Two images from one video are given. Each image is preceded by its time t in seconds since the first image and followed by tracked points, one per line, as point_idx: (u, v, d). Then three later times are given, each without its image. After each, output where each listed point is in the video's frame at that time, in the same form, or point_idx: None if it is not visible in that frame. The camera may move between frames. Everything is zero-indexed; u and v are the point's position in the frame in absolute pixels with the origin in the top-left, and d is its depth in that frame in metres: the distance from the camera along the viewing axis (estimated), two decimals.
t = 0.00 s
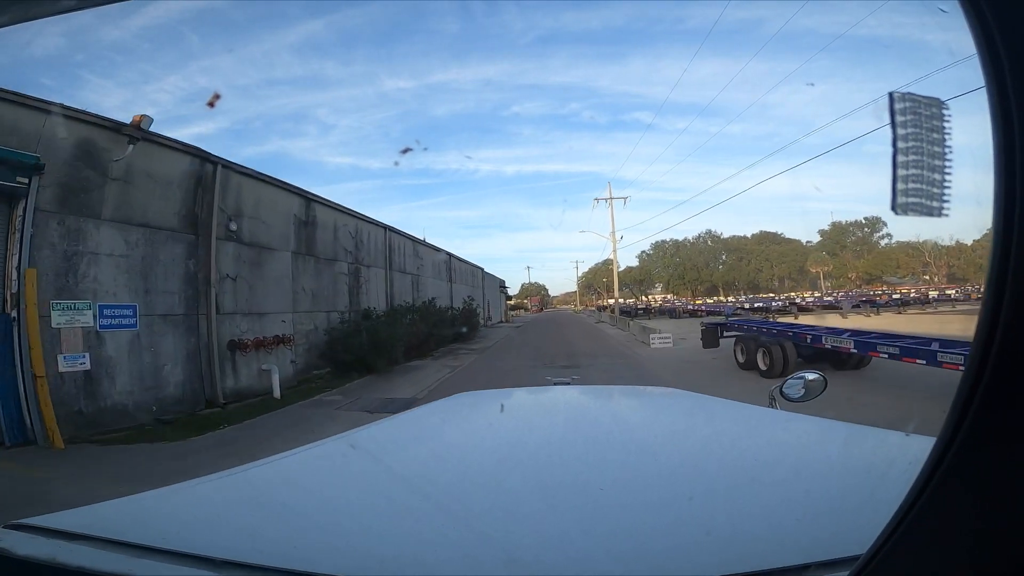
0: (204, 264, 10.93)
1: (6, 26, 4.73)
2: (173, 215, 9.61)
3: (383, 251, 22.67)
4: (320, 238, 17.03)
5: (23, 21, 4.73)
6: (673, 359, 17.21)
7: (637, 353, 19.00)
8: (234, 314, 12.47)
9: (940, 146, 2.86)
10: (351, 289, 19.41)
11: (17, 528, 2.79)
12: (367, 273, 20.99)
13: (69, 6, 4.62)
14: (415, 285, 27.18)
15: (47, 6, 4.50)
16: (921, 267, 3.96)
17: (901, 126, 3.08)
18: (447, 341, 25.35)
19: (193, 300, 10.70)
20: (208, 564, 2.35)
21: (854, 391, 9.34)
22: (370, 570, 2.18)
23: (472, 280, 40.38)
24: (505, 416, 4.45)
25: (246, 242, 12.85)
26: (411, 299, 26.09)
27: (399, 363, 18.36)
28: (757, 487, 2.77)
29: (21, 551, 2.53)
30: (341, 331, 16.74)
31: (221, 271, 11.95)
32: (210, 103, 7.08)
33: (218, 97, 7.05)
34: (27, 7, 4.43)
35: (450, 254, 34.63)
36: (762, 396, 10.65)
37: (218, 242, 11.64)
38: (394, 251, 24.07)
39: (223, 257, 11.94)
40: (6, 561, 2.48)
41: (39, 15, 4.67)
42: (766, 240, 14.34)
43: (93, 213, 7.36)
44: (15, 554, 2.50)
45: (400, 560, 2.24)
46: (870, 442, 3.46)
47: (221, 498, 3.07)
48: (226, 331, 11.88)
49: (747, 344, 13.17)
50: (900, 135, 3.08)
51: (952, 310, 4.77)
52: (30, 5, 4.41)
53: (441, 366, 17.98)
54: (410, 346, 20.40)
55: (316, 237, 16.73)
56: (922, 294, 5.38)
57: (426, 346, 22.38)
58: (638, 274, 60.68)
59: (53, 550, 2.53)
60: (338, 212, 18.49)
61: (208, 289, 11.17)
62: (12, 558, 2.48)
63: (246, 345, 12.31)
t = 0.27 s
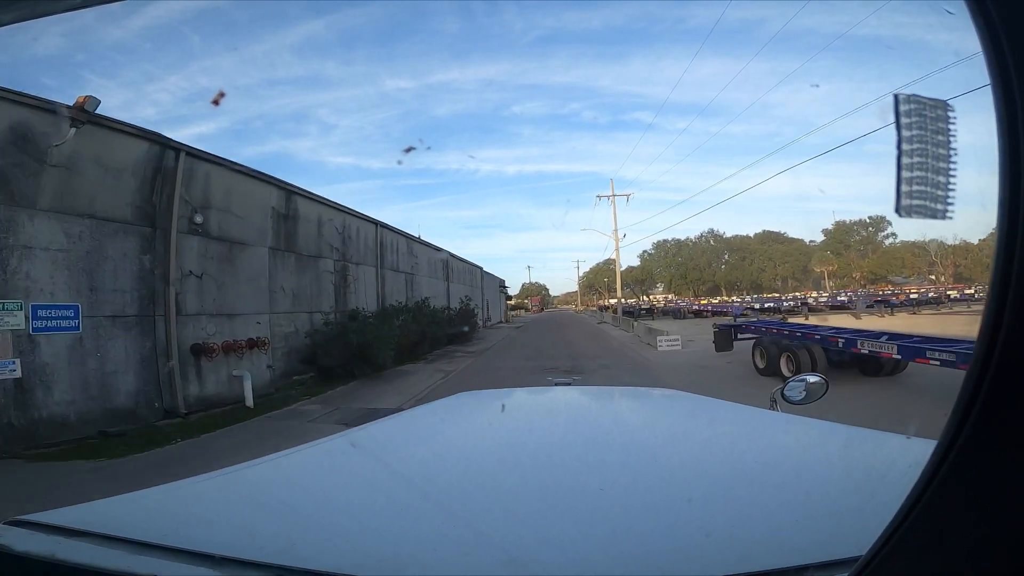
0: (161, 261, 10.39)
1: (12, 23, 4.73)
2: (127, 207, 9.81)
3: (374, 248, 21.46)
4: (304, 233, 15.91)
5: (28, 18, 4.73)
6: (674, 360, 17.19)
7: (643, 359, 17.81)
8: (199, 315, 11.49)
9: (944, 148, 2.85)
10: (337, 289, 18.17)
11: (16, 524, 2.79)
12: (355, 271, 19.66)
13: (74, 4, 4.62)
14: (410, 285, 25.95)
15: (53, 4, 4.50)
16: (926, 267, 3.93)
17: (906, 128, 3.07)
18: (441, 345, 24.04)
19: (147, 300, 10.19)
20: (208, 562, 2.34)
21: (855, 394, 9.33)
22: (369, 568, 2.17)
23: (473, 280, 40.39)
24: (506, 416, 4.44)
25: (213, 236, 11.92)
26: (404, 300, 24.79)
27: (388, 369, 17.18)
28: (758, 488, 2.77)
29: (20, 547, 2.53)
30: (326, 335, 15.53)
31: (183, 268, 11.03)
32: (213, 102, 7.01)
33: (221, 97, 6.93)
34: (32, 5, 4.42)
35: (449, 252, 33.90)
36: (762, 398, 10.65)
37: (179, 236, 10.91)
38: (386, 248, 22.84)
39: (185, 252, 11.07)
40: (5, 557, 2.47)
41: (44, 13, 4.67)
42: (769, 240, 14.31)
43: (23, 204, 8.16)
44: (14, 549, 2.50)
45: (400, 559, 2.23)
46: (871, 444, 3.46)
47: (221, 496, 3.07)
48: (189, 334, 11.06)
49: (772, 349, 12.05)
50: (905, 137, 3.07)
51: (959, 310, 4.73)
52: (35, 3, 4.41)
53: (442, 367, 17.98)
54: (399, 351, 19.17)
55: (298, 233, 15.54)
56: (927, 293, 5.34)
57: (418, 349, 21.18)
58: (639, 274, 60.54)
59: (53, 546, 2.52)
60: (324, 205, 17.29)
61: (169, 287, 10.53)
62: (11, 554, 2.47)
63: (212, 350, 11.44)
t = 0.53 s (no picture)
0: (116, 255, 7.91)
1: (13, 23, 4.72)
2: (71, 192, 7.17)
3: (362, 245, 20.28)
4: (285, 228, 14.72)
5: (31, 18, 4.73)
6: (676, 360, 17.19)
7: (650, 362, 16.63)
8: (162, 314, 9.79)
9: (946, 148, 2.84)
10: (323, 288, 16.92)
11: (17, 524, 2.78)
12: (342, 268, 18.43)
13: (77, 4, 4.61)
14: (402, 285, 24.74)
15: (55, 4, 4.50)
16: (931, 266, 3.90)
17: (908, 127, 3.06)
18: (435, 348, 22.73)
19: (98, 300, 7.67)
20: (209, 561, 2.34)
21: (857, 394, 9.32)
22: (370, 568, 2.17)
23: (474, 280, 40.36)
24: (507, 416, 4.44)
25: (176, 229, 9.92)
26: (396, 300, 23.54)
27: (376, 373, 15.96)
28: (759, 488, 2.76)
29: (21, 547, 2.52)
30: (310, 338, 14.34)
31: (138, 264, 9.01)
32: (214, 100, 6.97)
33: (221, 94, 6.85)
34: (34, 5, 4.42)
35: (444, 250, 32.94)
36: (764, 398, 10.64)
37: (133, 229, 8.81)
38: (375, 245, 21.65)
39: (141, 245, 9.00)
40: (5, 557, 2.47)
41: (46, 13, 4.66)
42: (771, 240, 14.29)
43: None
44: (15, 550, 2.49)
45: (400, 559, 2.23)
46: (873, 444, 3.45)
47: (222, 496, 3.07)
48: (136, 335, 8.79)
49: (796, 354, 11.20)
50: (907, 136, 3.06)
51: (967, 310, 4.69)
52: (38, 3, 4.40)
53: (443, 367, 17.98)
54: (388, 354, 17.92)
55: (278, 226, 14.36)
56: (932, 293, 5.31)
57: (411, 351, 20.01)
58: (640, 274, 60.49)
59: (54, 546, 2.52)
60: (307, 197, 16.12)
61: (122, 283, 8.12)
62: (12, 554, 2.47)
63: (205, 351, 10.47)
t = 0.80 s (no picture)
0: (52, 250, 7.47)
1: (16, 24, 4.73)
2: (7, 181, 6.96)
3: (350, 242, 19.42)
4: (262, 224, 13.95)
5: (33, 20, 4.74)
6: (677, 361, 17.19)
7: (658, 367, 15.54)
8: (116, 317, 9.03)
9: (947, 148, 2.84)
10: (304, 288, 16.09)
11: (19, 525, 2.79)
12: (327, 267, 17.55)
13: (80, 5, 4.63)
14: (393, 285, 23.85)
15: (58, 5, 4.51)
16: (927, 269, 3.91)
17: (908, 128, 3.06)
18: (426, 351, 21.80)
19: (33, 301, 7.30)
20: (210, 561, 2.35)
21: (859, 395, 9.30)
22: (370, 569, 2.18)
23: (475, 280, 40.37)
24: (508, 417, 4.44)
25: (132, 222, 9.13)
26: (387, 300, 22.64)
27: (361, 378, 15.21)
28: (760, 489, 2.76)
29: (23, 548, 2.53)
30: (293, 341, 13.70)
31: (86, 259, 8.23)
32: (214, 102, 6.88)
33: (224, 94, 6.76)
34: (37, 6, 4.43)
35: (441, 248, 32.11)
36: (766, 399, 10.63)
37: (79, 220, 8.03)
38: (364, 242, 20.75)
39: (88, 238, 8.21)
40: (7, 558, 2.47)
41: (49, 14, 4.67)
42: (774, 239, 14.26)
43: None
44: (16, 551, 2.50)
45: (400, 559, 2.23)
46: (875, 445, 3.45)
47: (224, 497, 3.07)
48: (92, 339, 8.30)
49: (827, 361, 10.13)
50: (907, 137, 3.05)
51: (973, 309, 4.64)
52: (41, 4, 4.41)
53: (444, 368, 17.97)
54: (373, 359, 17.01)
55: (254, 220, 13.51)
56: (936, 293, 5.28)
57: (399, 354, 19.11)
58: (642, 274, 60.44)
59: (55, 547, 2.52)
60: (288, 191, 15.29)
61: (64, 281, 7.62)
62: (13, 555, 2.47)
63: (163, 356, 9.74)
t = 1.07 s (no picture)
0: None
1: (21, 22, 4.73)
2: None
3: (336, 239, 18.38)
4: (235, 216, 12.85)
5: (37, 17, 4.73)
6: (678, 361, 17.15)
7: (667, 373, 14.61)
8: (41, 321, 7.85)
9: (952, 152, 2.83)
10: (283, 287, 15.03)
11: (18, 522, 2.78)
12: (309, 264, 16.46)
13: (83, 3, 4.62)
14: (383, 285, 22.78)
15: (62, 4, 4.50)
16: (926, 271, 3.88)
17: (913, 130, 3.05)
18: (418, 355, 20.63)
19: None
20: (210, 560, 2.34)
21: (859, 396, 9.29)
22: (368, 568, 2.17)
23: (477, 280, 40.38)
24: (509, 417, 4.43)
25: (72, 212, 8.35)
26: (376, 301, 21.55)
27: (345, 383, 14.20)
28: (761, 491, 2.75)
29: (22, 544, 2.52)
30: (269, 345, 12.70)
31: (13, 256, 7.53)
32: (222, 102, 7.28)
33: (227, 94, 7.62)
34: (41, 4, 4.43)
35: (435, 246, 31.09)
36: (767, 399, 10.62)
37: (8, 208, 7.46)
38: (350, 239, 19.65)
39: (16, 233, 7.56)
40: (6, 554, 2.47)
41: (52, 12, 4.67)
42: (777, 240, 14.24)
43: None
44: (16, 547, 2.49)
45: (399, 559, 2.23)
46: (876, 447, 3.43)
47: (223, 495, 3.06)
48: None
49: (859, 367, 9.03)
50: (911, 140, 3.05)
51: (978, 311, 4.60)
52: (44, 3, 4.41)
53: (445, 368, 17.99)
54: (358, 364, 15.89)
55: (226, 211, 12.49)
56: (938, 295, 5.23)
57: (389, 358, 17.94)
58: (643, 274, 60.36)
59: (54, 544, 2.51)
60: (266, 181, 14.20)
61: None
62: (12, 552, 2.46)
63: (110, 362, 8.57)
